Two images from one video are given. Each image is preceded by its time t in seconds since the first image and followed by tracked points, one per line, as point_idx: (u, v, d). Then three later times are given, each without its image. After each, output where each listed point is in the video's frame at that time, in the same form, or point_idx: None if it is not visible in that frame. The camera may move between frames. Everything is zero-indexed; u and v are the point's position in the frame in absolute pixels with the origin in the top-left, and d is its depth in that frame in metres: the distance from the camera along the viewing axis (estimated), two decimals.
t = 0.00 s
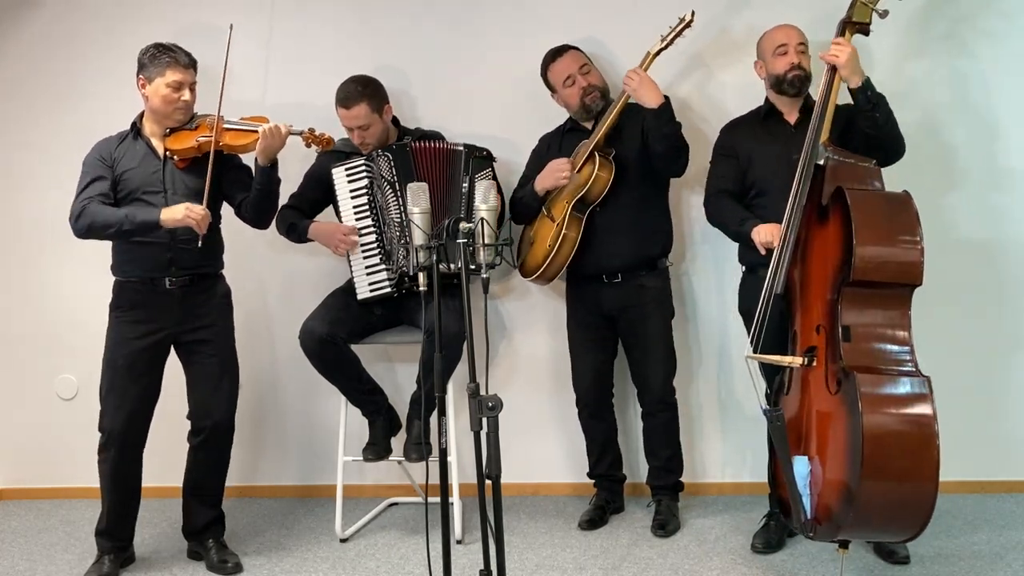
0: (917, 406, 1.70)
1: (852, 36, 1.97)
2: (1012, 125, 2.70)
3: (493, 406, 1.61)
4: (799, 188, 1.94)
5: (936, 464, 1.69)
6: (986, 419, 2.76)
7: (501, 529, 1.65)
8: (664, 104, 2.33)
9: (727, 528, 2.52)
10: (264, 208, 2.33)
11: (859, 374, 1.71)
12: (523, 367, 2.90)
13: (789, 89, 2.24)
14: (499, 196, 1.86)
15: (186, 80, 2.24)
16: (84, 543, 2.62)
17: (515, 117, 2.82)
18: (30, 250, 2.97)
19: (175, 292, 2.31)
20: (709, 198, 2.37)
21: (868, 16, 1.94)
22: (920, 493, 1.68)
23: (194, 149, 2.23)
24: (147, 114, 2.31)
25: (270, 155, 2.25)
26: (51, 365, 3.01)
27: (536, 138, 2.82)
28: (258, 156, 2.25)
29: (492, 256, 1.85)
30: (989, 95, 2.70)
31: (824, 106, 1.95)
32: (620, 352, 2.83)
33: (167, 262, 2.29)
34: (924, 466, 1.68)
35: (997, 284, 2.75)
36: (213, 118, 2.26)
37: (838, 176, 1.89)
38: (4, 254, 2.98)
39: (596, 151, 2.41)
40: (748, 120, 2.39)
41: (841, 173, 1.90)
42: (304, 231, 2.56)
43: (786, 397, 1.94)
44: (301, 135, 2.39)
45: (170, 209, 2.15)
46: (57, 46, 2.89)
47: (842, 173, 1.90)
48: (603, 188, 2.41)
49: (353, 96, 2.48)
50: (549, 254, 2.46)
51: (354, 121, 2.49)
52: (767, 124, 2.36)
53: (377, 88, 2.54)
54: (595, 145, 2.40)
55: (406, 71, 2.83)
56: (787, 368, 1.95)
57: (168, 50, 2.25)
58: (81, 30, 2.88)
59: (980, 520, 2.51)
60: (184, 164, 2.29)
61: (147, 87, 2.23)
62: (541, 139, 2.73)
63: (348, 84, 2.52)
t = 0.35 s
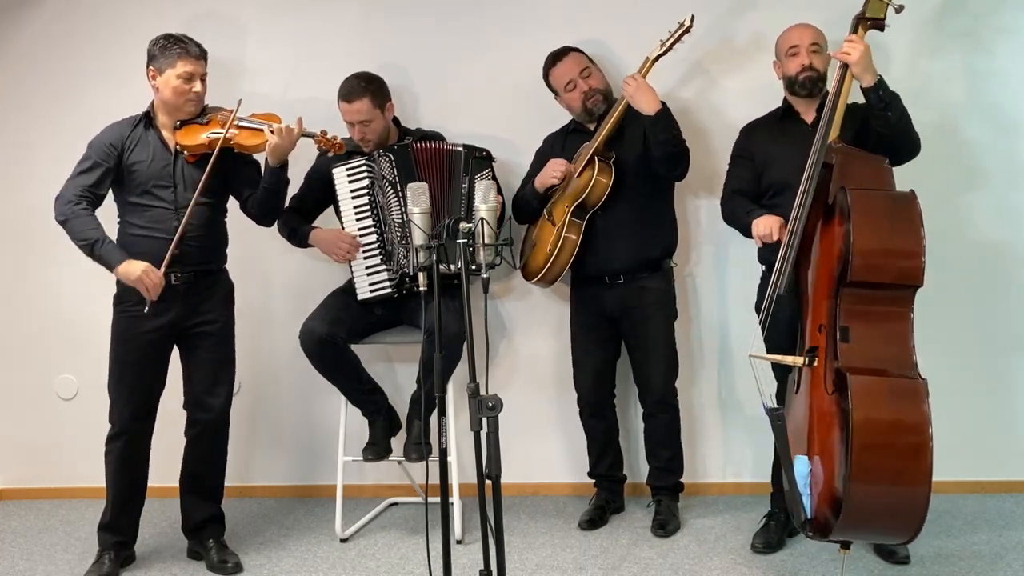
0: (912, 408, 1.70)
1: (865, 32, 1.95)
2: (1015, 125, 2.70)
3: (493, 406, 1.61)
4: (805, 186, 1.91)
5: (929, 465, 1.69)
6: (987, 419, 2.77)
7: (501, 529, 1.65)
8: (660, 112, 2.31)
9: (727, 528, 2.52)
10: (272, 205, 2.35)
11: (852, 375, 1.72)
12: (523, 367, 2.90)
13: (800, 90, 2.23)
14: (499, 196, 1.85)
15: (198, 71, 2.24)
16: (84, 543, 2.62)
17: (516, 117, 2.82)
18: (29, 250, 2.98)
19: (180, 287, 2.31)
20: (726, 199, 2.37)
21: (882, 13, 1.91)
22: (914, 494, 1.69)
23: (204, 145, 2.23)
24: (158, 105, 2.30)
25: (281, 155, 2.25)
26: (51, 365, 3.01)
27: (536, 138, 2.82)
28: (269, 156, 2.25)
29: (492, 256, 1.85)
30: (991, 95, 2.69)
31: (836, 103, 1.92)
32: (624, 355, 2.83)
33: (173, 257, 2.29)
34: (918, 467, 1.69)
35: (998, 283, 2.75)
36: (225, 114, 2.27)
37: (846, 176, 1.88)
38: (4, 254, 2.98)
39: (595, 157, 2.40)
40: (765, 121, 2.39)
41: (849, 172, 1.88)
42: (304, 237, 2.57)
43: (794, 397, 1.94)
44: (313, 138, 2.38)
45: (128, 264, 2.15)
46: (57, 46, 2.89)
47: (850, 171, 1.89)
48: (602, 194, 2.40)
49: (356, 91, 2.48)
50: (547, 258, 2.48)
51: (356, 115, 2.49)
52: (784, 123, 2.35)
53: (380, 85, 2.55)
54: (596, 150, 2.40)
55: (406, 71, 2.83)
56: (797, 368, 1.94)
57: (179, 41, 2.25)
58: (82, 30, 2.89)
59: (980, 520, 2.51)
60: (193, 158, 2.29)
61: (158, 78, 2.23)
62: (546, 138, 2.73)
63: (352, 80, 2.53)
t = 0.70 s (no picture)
0: (899, 408, 1.70)
1: (875, 31, 1.92)
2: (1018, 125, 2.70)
3: (493, 406, 1.61)
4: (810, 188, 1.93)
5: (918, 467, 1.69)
6: (987, 419, 2.77)
7: (501, 529, 1.65)
8: (668, 111, 2.31)
9: (728, 528, 2.52)
10: (273, 223, 2.38)
11: (840, 374, 1.73)
12: (523, 367, 2.90)
13: (816, 86, 2.21)
14: (498, 196, 1.86)
15: (208, 84, 2.20)
16: (84, 543, 2.62)
17: (516, 117, 2.82)
18: (29, 249, 2.97)
19: (178, 289, 2.31)
20: (743, 203, 2.36)
21: (891, 11, 1.89)
22: (901, 496, 1.69)
23: (209, 160, 2.23)
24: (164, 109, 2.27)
25: (284, 182, 2.29)
26: (50, 365, 3.01)
27: (536, 138, 2.82)
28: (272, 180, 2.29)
29: (493, 256, 1.85)
30: (993, 95, 2.69)
31: (841, 105, 1.90)
32: (627, 355, 2.82)
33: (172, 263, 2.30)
34: (905, 468, 1.69)
35: (999, 283, 2.75)
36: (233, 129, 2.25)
37: (853, 177, 1.86)
38: (4, 253, 2.98)
39: (601, 158, 2.40)
40: (783, 122, 2.38)
41: (855, 170, 1.86)
42: (307, 237, 2.57)
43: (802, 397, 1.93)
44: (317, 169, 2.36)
45: (133, 274, 2.17)
46: (57, 45, 2.89)
47: (855, 170, 1.86)
48: (607, 196, 2.40)
49: (357, 90, 2.49)
50: (551, 262, 2.49)
51: (358, 114, 2.48)
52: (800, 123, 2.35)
53: (382, 84, 2.55)
54: (601, 153, 2.40)
55: (406, 72, 2.83)
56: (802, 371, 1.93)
57: (192, 50, 2.19)
58: (82, 29, 2.88)
59: (979, 520, 2.52)
60: (196, 169, 2.28)
61: (168, 86, 2.18)
62: (554, 139, 2.73)
63: (353, 79, 2.53)
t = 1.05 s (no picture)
0: (890, 408, 1.70)
1: (879, 31, 1.92)
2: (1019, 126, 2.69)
3: (493, 407, 1.60)
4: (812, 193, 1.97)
5: (909, 467, 1.69)
6: (987, 419, 2.77)
7: (501, 530, 1.64)
8: (672, 113, 2.30)
9: (728, 528, 2.52)
10: (267, 216, 2.36)
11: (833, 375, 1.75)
12: (523, 367, 2.90)
13: (805, 93, 2.23)
14: (499, 197, 1.86)
15: (197, 78, 2.21)
16: (84, 543, 2.62)
17: (517, 116, 2.82)
18: (30, 249, 2.97)
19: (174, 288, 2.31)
20: (752, 205, 2.38)
21: (896, 10, 1.89)
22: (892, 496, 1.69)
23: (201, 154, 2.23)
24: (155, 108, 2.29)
25: (276, 171, 2.26)
26: (50, 365, 3.01)
27: (537, 138, 2.82)
28: (264, 171, 2.27)
29: (493, 256, 1.86)
30: (995, 96, 2.69)
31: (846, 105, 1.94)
32: (633, 355, 2.82)
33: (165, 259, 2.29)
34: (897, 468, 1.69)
35: (1001, 283, 2.75)
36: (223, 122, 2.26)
37: (858, 174, 1.86)
38: (4, 254, 2.98)
39: (606, 157, 2.38)
40: (789, 128, 2.36)
41: (860, 169, 1.85)
42: (305, 237, 2.56)
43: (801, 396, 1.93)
44: (308, 156, 2.30)
45: (155, 249, 2.17)
46: (57, 45, 2.89)
47: (861, 169, 1.85)
48: (612, 194, 2.40)
49: (359, 90, 2.49)
50: (556, 258, 2.50)
51: (359, 113, 2.47)
52: (805, 128, 2.32)
53: (384, 84, 2.55)
54: (606, 152, 2.38)
55: (407, 71, 2.83)
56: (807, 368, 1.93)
57: (180, 46, 2.22)
58: (83, 29, 2.88)
59: (980, 520, 2.52)
60: (189, 164, 2.28)
61: (156, 82, 2.20)
62: (563, 138, 2.74)
63: (357, 79, 2.53)
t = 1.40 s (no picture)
0: (891, 407, 1.70)
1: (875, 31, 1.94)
2: (1017, 126, 2.69)
3: (493, 407, 1.60)
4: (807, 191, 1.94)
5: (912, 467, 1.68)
6: (988, 419, 2.77)
7: (501, 529, 1.64)
8: (677, 112, 2.30)
9: (728, 528, 2.52)
10: (253, 207, 2.34)
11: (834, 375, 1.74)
12: (523, 368, 2.90)
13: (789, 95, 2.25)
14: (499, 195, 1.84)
15: (178, 72, 2.23)
16: (84, 543, 2.62)
17: (516, 116, 2.81)
18: (29, 250, 2.97)
19: (164, 287, 2.30)
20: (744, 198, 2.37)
21: (890, 10, 1.90)
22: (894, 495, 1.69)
23: (184, 147, 2.24)
24: (138, 106, 2.31)
25: (260, 159, 2.27)
26: (49, 364, 3.01)
27: (537, 138, 2.82)
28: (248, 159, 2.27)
29: (493, 256, 1.85)
30: (993, 96, 2.69)
31: (841, 103, 1.90)
32: (637, 356, 2.83)
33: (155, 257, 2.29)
34: (898, 468, 1.68)
35: (1002, 283, 2.75)
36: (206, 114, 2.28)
37: (854, 173, 1.85)
38: (4, 254, 2.98)
39: (614, 154, 2.39)
40: (783, 121, 2.37)
41: (856, 169, 1.85)
42: (304, 239, 2.56)
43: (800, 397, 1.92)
44: (290, 141, 2.38)
45: (154, 235, 2.16)
46: (57, 44, 2.89)
47: (856, 169, 1.85)
48: (615, 193, 2.39)
49: (359, 89, 2.48)
50: (559, 254, 2.50)
51: (359, 113, 2.48)
52: (800, 125, 2.32)
53: (384, 85, 2.55)
54: (615, 148, 2.40)
55: (407, 71, 2.83)
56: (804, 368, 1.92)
57: (160, 41, 2.24)
58: (82, 29, 2.88)
59: (980, 520, 2.52)
60: (174, 160, 2.29)
61: (138, 79, 2.22)
62: (576, 133, 2.73)
63: (358, 79, 2.53)
